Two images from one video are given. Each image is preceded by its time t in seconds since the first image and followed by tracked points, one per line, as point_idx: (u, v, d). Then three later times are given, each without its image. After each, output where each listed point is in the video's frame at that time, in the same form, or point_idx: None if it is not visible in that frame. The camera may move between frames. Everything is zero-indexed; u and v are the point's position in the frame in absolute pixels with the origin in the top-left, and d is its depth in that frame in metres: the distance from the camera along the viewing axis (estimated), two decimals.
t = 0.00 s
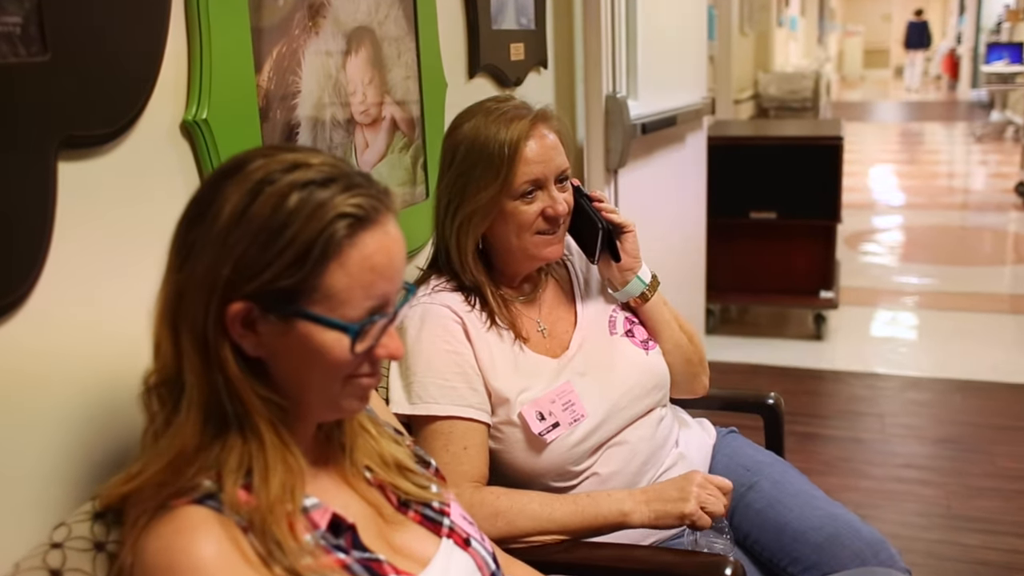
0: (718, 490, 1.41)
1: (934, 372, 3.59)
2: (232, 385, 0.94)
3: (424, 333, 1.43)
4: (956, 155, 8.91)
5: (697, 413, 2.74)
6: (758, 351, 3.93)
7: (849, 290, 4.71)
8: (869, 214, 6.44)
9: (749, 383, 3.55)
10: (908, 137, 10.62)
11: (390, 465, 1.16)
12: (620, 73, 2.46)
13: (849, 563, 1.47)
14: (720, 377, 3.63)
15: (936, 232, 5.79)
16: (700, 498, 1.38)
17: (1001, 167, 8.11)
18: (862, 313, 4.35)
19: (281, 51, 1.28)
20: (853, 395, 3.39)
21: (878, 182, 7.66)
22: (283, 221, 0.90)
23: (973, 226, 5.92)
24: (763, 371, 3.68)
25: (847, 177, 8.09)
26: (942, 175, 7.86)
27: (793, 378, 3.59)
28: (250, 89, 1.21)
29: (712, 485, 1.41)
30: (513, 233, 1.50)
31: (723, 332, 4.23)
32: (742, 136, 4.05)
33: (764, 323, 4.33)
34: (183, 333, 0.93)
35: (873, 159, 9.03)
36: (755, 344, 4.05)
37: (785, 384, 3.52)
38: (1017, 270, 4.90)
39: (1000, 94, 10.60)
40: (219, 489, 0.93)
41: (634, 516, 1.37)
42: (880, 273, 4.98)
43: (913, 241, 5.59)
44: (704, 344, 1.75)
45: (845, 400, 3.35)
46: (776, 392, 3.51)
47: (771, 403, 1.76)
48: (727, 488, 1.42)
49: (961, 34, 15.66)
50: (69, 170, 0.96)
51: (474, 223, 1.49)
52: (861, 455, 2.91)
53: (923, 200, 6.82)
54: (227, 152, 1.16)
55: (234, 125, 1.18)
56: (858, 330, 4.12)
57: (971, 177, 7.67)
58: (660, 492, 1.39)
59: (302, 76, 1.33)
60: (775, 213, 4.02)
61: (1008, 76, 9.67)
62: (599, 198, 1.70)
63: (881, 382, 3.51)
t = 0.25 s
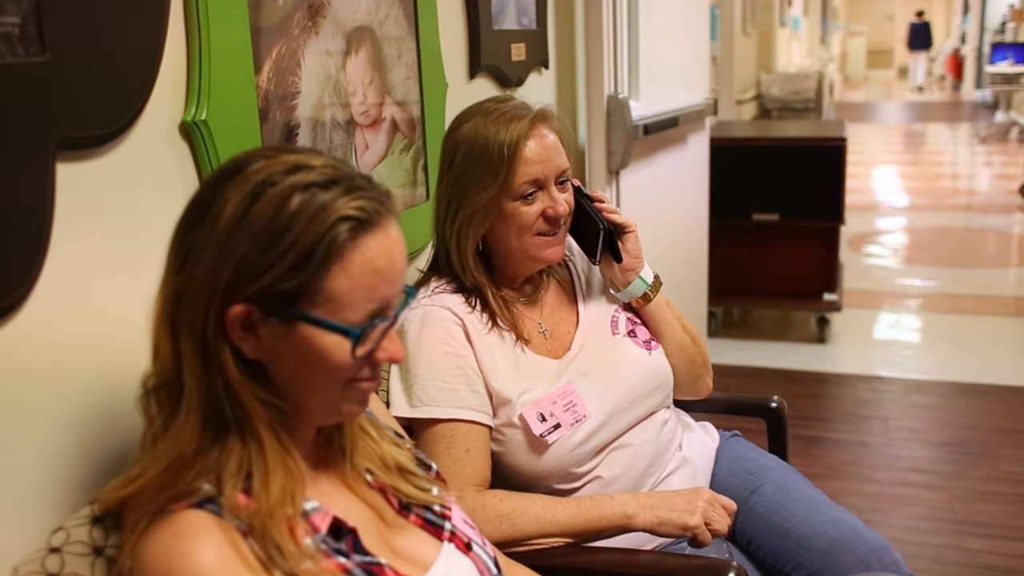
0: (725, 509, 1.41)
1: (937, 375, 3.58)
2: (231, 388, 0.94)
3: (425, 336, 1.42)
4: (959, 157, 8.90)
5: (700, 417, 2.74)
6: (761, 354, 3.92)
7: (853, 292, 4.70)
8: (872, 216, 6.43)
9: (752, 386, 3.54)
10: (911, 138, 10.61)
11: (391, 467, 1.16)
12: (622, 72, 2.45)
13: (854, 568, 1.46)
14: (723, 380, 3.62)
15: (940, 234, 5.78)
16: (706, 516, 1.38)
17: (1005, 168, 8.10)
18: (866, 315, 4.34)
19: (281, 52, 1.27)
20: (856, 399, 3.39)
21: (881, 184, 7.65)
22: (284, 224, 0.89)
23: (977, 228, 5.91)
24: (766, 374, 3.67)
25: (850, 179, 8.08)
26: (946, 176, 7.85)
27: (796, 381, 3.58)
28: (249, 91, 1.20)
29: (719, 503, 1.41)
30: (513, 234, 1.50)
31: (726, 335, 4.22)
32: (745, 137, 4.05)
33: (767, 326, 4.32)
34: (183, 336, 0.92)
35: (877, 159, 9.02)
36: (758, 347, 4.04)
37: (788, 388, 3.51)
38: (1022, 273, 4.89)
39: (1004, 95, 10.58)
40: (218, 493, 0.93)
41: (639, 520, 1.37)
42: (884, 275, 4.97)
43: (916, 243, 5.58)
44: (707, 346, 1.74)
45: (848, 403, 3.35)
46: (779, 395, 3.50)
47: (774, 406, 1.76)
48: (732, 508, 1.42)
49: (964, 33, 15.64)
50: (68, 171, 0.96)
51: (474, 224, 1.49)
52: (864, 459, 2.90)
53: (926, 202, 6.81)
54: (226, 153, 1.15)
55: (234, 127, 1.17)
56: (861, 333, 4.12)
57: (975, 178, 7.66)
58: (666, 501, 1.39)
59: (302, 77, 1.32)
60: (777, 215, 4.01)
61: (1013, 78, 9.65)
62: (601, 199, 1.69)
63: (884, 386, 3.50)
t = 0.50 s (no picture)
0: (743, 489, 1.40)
1: (941, 378, 3.58)
2: (231, 392, 0.93)
3: (423, 339, 1.41)
4: (963, 158, 8.88)
5: (703, 421, 2.73)
6: (763, 357, 3.91)
7: (856, 295, 4.69)
8: (875, 217, 6.42)
9: (755, 389, 3.54)
10: (915, 138, 10.59)
11: (392, 470, 1.15)
12: (623, 73, 2.44)
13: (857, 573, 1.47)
14: (725, 383, 3.62)
15: (943, 235, 5.77)
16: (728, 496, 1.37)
17: (1009, 169, 8.08)
18: (869, 317, 4.33)
19: (280, 52, 1.26)
20: (859, 402, 3.38)
21: (884, 185, 7.63)
22: (285, 226, 0.89)
23: (981, 230, 5.89)
24: (769, 377, 3.66)
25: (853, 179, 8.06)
26: (950, 178, 7.83)
27: (798, 384, 3.58)
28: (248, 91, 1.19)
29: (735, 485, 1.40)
30: (513, 234, 1.49)
31: (728, 337, 4.21)
32: (747, 138, 4.04)
33: (770, 328, 4.31)
34: (182, 339, 0.91)
35: (880, 160, 9.00)
36: (760, 349, 4.03)
37: (791, 391, 3.50)
38: None
39: (1008, 96, 10.56)
40: (217, 497, 0.92)
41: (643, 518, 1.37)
42: (887, 277, 4.96)
43: (920, 245, 5.57)
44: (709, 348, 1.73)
45: (851, 406, 3.34)
46: (782, 398, 3.49)
47: (776, 409, 1.75)
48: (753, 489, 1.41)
49: (966, 33, 15.63)
50: (65, 173, 0.95)
51: (473, 225, 1.48)
52: (867, 462, 2.90)
53: (930, 203, 6.80)
54: (225, 154, 1.15)
55: (233, 128, 1.16)
56: (864, 335, 4.11)
57: (978, 180, 7.65)
58: (666, 499, 1.39)
59: (301, 77, 1.32)
60: (780, 216, 4.00)
61: (1017, 80, 9.64)
62: (601, 199, 1.68)
63: (887, 389, 3.49)
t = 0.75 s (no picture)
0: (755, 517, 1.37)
1: (945, 379, 3.57)
2: (230, 393, 0.92)
3: (423, 341, 1.40)
4: (967, 157, 8.86)
5: (705, 422, 2.72)
6: (765, 358, 3.90)
7: (859, 295, 4.68)
8: (878, 217, 6.40)
9: (757, 391, 3.52)
10: (918, 138, 10.57)
11: (392, 471, 1.14)
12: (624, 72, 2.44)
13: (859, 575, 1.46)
14: (727, 385, 3.60)
15: (947, 236, 5.76)
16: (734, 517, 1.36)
17: (1013, 169, 8.06)
18: (872, 318, 4.33)
19: (279, 51, 1.26)
20: (863, 403, 3.37)
21: (888, 185, 7.62)
22: (286, 226, 0.88)
23: (985, 230, 5.88)
24: (771, 379, 3.65)
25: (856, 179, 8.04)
26: (953, 178, 7.81)
27: (801, 385, 3.57)
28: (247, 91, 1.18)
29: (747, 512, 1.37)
30: (512, 232, 1.48)
31: (730, 338, 4.20)
32: (750, 138, 4.03)
33: (772, 330, 4.30)
34: (181, 340, 0.91)
35: (883, 160, 8.99)
36: (762, 351, 4.02)
37: (793, 393, 3.49)
38: None
39: (1012, 96, 10.54)
40: (215, 498, 0.91)
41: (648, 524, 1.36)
42: (891, 278, 4.95)
43: (923, 245, 5.55)
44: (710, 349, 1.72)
45: (854, 408, 3.33)
46: (784, 400, 3.48)
47: (779, 411, 1.74)
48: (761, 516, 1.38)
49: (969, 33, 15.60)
50: (63, 173, 0.94)
51: (472, 224, 1.47)
52: (871, 465, 2.89)
53: (933, 203, 6.78)
54: (224, 153, 1.14)
55: (232, 127, 1.16)
56: (868, 336, 4.11)
57: (983, 180, 7.63)
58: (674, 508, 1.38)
59: (300, 76, 1.31)
60: (783, 217, 3.99)
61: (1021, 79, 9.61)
62: (602, 199, 1.67)
63: (891, 390, 3.48)
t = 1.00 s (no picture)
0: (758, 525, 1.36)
1: (949, 381, 3.55)
2: (228, 394, 0.91)
3: (424, 341, 1.40)
4: (972, 157, 8.84)
5: (708, 424, 2.71)
6: (768, 359, 3.89)
7: (862, 296, 4.66)
8: (882, 217, 6.39)
9: (760, 392, 3.52)
10: (923, 138, 10.55)
11: (391, 471, 1.13)
12: (625, 72, 2.43)
13: None
14: (730, 386, 3.60)
15: (951, 236, 5.74)
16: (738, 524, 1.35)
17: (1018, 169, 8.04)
18: (876, 319, 4.32)
19: (278, 49, 1.25)
20: (866, 405, 3.36)
21: (892, 185, 7.60)
22: (286, 226, 0.87)
23: (990, 230, 5.86)
24: (774, 380, 3.64)
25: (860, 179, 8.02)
26: (958, 177, 7.79)
27: (804, 387, 3.56)
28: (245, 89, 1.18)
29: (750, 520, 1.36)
30: (514, 232, 1.47)
31: (732, 339, 4.19)
32: (753, 137, 4.02)
33: (775, 330, 4.29)
34: (179, 340, 0.90)
35: (887, 160, 8.97)
36: (765, 351, 4.01)
37: (796, 394, 3.48)
38: None
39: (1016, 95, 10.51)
40: (213, 500, 0.90)
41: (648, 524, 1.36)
42: (895, 278, 4.94)
43: (928, 245, 5.54)
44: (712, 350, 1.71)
45: (857, 409, 3.32)
46: (787, 401, 3.47)
47: (782, 412, 1.73)
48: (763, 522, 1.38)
49: (973, 33, 15.58)
50: (59, 173, 0.94)
51: (474, 224, 1.46)
52: (874, 467, 2.88)
53: (937, 203, 6.76)
54: (222, 152, 1.13)
55: (230, 125, 1.15)
56: (871, 336, 4.10)
57: (987, 179, 7.61)
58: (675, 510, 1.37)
59: (298, 75, 1.30)
60: (785, 217, 3.98)
61: None
62: (603, 198, 1.66)
63: (895, 392, 3.47)
